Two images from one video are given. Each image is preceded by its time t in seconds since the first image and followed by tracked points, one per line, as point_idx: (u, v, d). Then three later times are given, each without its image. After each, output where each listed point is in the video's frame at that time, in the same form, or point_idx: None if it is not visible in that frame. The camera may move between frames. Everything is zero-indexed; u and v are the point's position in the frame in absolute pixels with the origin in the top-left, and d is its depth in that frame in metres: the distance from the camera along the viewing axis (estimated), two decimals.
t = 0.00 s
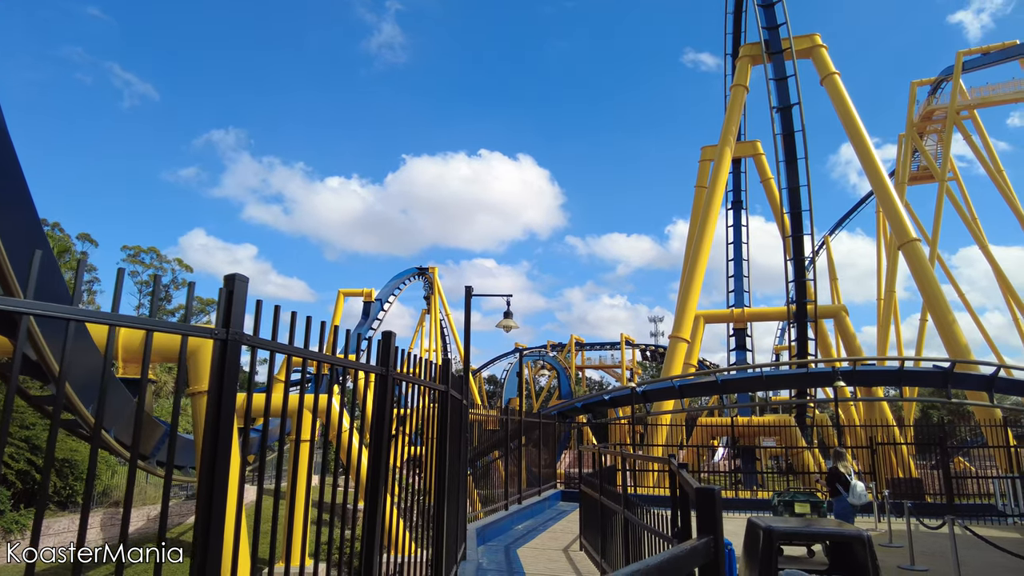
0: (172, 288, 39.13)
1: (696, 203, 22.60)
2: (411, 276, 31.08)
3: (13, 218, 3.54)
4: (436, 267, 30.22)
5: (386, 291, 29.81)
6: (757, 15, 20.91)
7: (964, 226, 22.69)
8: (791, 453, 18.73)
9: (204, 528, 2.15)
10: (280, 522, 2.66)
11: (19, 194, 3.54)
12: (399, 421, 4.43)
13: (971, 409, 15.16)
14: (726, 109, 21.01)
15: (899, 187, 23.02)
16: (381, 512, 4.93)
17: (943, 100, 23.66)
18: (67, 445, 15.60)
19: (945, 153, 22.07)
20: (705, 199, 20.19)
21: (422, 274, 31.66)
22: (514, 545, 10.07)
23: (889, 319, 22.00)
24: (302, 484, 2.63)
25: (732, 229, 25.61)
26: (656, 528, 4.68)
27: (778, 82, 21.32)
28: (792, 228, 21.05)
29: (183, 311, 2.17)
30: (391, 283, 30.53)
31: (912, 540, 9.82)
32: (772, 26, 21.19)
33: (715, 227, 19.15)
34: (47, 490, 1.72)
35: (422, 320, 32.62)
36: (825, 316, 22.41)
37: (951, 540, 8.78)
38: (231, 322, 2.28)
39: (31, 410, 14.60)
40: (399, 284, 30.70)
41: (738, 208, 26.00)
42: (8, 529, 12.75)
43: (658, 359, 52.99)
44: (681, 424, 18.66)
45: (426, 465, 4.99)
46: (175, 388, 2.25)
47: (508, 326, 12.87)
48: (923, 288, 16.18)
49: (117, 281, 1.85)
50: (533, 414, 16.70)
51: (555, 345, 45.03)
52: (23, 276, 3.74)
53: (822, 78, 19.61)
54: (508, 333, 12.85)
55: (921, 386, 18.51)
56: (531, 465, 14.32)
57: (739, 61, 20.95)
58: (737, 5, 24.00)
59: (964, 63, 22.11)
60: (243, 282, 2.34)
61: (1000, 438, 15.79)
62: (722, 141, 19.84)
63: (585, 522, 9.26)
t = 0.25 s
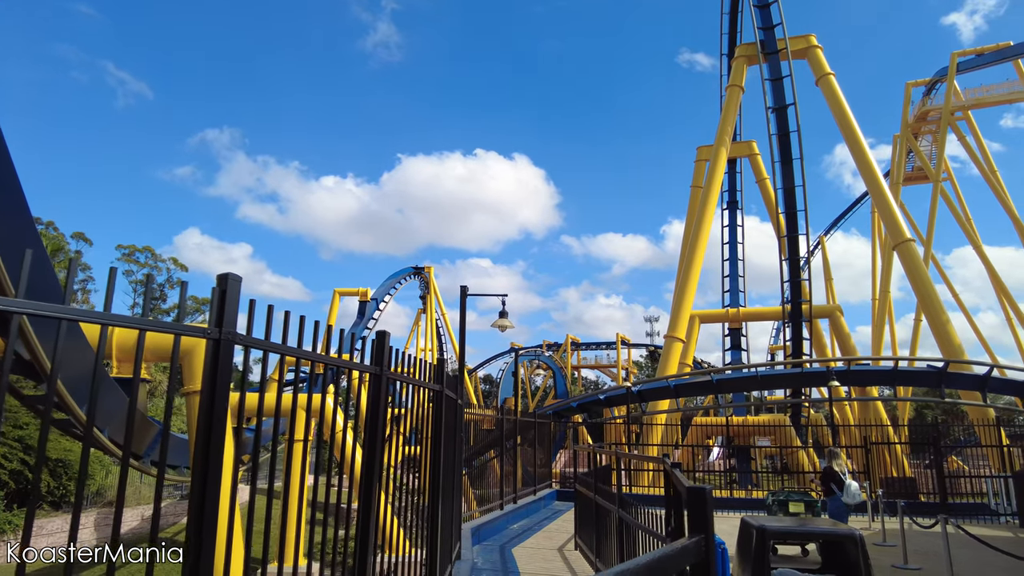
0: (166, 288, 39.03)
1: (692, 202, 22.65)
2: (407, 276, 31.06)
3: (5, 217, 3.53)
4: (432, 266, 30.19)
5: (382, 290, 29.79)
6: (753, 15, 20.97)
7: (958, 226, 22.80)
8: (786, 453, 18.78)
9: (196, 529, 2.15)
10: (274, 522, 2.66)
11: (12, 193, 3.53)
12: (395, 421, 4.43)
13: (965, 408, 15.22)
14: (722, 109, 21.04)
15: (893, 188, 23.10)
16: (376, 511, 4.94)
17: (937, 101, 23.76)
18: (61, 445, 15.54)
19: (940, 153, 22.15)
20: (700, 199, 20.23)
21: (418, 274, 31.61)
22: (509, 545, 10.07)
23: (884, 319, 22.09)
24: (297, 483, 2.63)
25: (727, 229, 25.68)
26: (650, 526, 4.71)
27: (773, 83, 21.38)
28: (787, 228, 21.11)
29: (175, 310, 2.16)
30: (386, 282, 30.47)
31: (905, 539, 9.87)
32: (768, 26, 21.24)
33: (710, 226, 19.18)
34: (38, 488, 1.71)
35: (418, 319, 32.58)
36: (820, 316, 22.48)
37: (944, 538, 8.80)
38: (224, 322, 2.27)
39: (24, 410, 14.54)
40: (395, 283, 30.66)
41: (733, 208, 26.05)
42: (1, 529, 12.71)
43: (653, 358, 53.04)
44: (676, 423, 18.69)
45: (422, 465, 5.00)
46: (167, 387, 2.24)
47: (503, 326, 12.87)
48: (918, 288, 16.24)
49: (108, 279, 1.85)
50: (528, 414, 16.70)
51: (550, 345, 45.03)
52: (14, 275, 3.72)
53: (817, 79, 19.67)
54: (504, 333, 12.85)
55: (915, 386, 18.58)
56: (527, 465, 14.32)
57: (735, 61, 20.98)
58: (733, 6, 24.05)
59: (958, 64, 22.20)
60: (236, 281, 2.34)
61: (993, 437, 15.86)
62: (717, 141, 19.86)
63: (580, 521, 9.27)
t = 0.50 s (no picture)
0: (158, 287, 38.89)
1: (685, 203, 22.70)
2: (400, 276, 31.02)
3: None
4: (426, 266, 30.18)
5: (375, 290, 29.74)
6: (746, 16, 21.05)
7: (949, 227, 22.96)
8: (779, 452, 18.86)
9: (186, 528, 2.14)
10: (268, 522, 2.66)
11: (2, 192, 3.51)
12: (388, 421, 4.43)
13: (956, 408, 15.32)
14: (715, 110, 21.11)
15: (886, 188, 23.24)
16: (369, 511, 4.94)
17: (929, 102, 23.91)
18: (51, 445, 15.46)
19: (931, 155, 22.28)
20: (694, 199, 20.28)
21: (412, 273, 31.56)
22: (502, 544, 10.08)
23: (876, 319, 22.22)
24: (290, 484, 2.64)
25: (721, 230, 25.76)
26: (643, 526, 4.73)
27: (767, 83, 21.46)
28: (780, 228, 21.20)
29: (167, 309, 2.15)
30: (380, 282, 30.41)
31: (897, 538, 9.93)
32: (761, 27, 21.32)
33: (703, 226, 19.23)
34: (26, 489, 1.70)
35: (411, 319, 32.54)
36: (813, 316, 22.58)
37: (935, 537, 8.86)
38: (215, 321, 2.27)
39: (14, 410, 14.44)
40: (388, 283, 30.61)
41: (726, 208, 26.14)
42: None
43: (647, 358, 53.10)
44: (670, 423, 18.74)
45: (415, 466, 4.99)
46: (158, 387, 2.24)
47: (497, 326, 12.87)
48: (909, 288, 16.35)
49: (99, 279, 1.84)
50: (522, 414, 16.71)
51: (544, 345, 45.06)
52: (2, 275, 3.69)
53: (810, 80, 19.75)
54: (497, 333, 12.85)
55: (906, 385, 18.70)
56: (520, 464, 14.32)
57: (729, 62, 21.05)
58: (727, 7, 24.14)
59: (950, 66, 22.34)
60: (228, 281, 2.33)
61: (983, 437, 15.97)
62: (711, 142, 19.92)
63: (573, 521, 9.27)
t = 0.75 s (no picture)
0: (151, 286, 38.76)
1: (679, 203, 22.76)
2: (395, 275, 30.97)
3: None
4: (420, 265, 30.16)
5: (369, 290, 29.69)
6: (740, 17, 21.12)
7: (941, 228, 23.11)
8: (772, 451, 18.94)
9: (178, 528, 2.14)
10: (262, 523, 2.67)
11: None
12: (382, 421, 4.43)
13: (947, 407, 15.39)
14: (709, 110, 21.17)
15: (878, 189, 23.36)
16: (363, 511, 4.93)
17: (921, 104, 24.05)
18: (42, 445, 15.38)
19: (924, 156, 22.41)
20: (688, 199, 20.34)
21: (406, 273, 31.53)
22: (496, 544, 10.08)
23: (868, 319, 22.34)
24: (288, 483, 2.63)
25: (714, 230, 25.85)
26: (635, 526, 4.75)
27: (760, 84, 21.54)
28: (774, 228, 21.28)
29: (158, 310, 2.15)
30: (374, 282, 30.36)
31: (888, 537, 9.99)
32: (755, 28, 21.41)
33: (697, 226, 19.29)
34: (16, 489, 1.70)
35: (405, 319, 32.52)
36: (806, 316, 22.68)
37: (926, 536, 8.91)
38: (207, 321, 2.27)
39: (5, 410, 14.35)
40: (383, 282, 30.56)
41: (720, 208, 26.22)
42: None
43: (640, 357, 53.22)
44: (664, 423, 18.78)
45: (409, 466, 4.99)
46: (149, 387, 2.23)
47: (491, 326, 12.87)
48: (902, 288, 16.44)
49: (90, 278, 1.84)
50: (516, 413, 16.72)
51: (539, 345, 45.10)
52: None
53: (803, 81, 19.84)
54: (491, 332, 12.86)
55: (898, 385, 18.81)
56: (514, 464, 14.33)
57: (723, 62, 21.12)
58: (721, 8, 24.22)
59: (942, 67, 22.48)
60: (219, 281, 2.33)
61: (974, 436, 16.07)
62: (705, 142, 19.98)
63: (566, 521, 9.29)
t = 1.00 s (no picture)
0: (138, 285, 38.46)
1: (669, 203, 22.86)
2: (385, 275, 30.89)
3: None
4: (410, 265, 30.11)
5: (359, 289, 29.59)
6: (730, 19, 21.24)
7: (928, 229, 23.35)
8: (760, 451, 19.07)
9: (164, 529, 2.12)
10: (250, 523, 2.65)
11: None
12: (372, 420, 4.42)
13: (933, 407, 15.54)
14: (699, 111, 21.27)
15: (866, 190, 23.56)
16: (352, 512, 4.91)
17: (908, 106, 24.28)
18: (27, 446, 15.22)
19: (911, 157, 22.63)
20: (677, 199, 20.42)
21: (396, 273, 31.46)
22: (486, 544, 10.09)
23: (856, 319, 22.52)
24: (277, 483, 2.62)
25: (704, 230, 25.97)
26: (623, 525, 4.78)
27: (750, 85, 21.67)
28: (763, 229, 21.41)
29: (145, 309, 2.15)
30: (364, 281, 30.26)
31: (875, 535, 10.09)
32: (745, 30, 21.53)
33: (687, 227, 19.36)
34: None
35: (395, 318, 32.46)
36: (795, 316, 22.84)
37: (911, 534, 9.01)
38: (194, 321, 2.26)
39: None
40: (373, 282, 30.48)
41: (709, 209, 26.36)
42: None
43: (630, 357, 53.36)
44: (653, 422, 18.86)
45: (398, 465, 4.98)
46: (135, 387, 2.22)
47: (480, 326, 12.89)
48: (889, 289, 16.60)
49: (75, 278, 1.83)
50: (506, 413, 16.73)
51: (529, 344, 45.14)
52: None
53: (792, 82, 19.98)
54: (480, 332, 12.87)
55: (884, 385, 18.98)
56: (504, 464, 14.34)
57: (712, 64, 21.23)
58: (711, 9, 24.34)
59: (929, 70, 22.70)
60: (206, 281, 2.33)
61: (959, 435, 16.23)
62: (694, 143, 20.07)
63: (556, 520, 9.31)
